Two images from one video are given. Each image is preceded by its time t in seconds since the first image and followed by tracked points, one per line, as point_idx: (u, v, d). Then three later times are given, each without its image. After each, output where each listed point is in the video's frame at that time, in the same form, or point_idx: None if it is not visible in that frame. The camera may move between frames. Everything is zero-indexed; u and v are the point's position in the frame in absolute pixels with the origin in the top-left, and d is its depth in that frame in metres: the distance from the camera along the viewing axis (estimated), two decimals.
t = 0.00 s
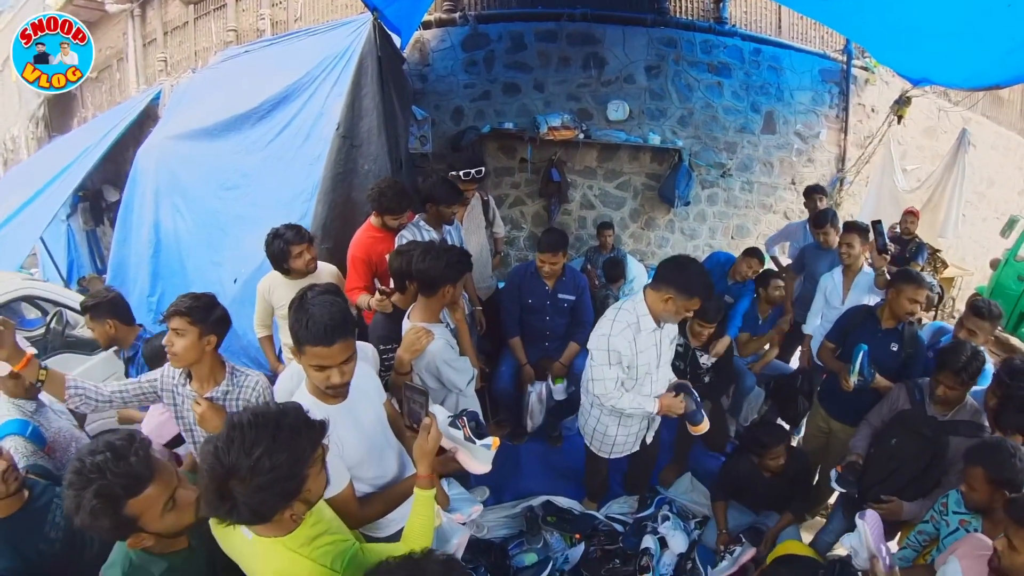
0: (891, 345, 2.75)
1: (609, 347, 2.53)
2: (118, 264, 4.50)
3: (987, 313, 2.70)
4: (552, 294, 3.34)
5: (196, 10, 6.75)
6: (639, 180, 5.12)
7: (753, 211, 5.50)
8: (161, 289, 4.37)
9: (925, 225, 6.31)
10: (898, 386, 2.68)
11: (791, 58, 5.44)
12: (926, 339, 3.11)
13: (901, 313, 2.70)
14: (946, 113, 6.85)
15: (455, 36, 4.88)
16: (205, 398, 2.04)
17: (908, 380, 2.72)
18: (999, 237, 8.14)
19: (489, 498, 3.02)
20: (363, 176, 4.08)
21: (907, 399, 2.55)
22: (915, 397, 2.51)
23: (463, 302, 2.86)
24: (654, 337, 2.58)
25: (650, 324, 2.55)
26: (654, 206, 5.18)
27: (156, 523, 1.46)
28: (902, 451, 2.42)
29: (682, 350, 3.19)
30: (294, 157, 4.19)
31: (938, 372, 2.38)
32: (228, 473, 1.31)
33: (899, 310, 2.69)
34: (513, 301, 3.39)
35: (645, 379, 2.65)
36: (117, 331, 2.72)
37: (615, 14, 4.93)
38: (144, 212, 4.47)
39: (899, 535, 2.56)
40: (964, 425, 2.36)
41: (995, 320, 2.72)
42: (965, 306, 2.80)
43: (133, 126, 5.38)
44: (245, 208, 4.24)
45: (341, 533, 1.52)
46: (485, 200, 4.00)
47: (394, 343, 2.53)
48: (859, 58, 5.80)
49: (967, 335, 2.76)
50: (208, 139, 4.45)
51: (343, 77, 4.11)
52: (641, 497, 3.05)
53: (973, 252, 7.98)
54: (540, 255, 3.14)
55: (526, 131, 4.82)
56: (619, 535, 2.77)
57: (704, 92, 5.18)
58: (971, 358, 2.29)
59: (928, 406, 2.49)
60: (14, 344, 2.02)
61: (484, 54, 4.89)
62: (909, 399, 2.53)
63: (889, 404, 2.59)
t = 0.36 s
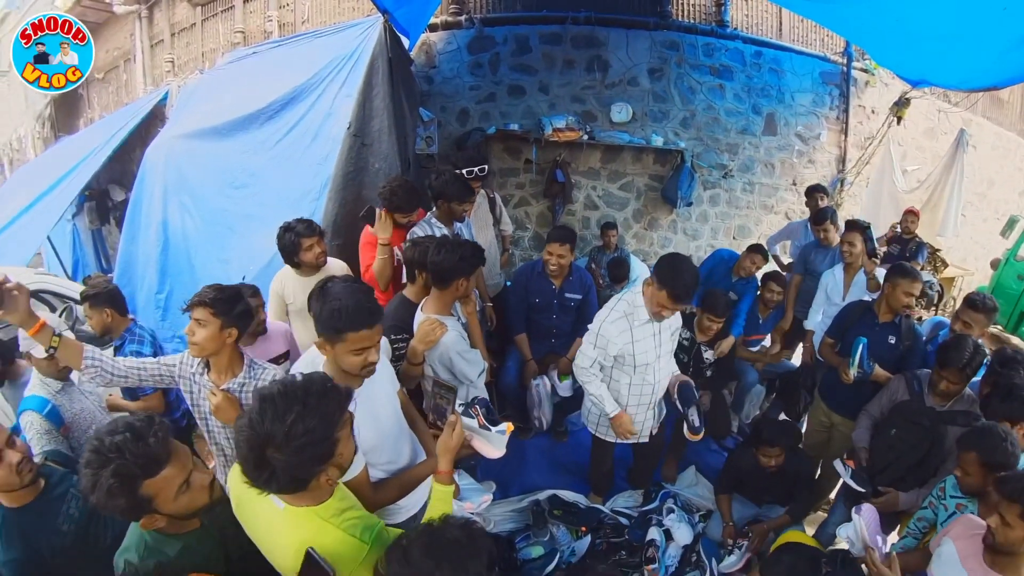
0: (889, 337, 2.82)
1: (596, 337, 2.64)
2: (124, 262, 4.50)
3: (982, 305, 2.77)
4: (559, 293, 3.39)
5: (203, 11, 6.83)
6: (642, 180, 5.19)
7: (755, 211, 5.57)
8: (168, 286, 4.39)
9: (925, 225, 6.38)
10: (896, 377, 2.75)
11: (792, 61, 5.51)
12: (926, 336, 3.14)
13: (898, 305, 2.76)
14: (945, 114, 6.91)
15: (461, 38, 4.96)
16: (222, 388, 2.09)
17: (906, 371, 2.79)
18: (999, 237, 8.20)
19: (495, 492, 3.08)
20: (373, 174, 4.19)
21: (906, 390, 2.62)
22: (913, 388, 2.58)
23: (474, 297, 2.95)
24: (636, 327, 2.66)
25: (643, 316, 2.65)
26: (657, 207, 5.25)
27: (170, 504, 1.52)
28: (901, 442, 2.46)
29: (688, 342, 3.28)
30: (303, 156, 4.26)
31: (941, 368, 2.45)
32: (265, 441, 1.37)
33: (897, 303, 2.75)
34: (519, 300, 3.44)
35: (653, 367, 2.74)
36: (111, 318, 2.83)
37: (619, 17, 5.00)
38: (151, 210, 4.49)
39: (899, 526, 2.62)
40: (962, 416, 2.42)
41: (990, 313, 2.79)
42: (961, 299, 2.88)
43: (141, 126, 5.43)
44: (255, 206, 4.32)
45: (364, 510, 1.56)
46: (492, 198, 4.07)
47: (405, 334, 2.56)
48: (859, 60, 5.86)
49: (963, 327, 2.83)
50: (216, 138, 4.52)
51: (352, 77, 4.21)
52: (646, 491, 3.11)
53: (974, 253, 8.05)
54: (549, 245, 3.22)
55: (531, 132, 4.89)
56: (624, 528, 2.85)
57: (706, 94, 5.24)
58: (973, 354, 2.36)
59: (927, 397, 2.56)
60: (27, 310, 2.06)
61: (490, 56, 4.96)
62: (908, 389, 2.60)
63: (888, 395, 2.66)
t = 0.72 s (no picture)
0: (885, 328, 2.93)
1: (589, 326, 2.84)
2: (137, 258, 4.61)
3: (974, 295, 2.90)
4: (568, 289, 3.49)
5: (212, 15, 6.94)
6: (645, 181, 5.29)
7: (756, 212, 5.67)
8: (180, 282, 4.47)
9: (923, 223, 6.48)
10: (891, 366, 2.86)
11: (792, 64, 5.61)
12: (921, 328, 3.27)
13: (893, 299, 2.88)
14: (944, 114, 6.99)
15: (468, 43, 5.06)
16: (253, 374, 2.19)
17: (903, 360, 2.89)
18: (1000, 236, 8.28)
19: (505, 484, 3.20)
20: (387, 172, 4.32)
21: (901, 376, 2.72)
22: (908, 374, 2.69)
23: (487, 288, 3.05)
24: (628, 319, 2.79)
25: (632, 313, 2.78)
26: (660, 208, 5.36)
27: (194, 457, 1.60)
28: (898, 428, 2.56)
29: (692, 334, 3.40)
30: (314, 156, 4.38)
31: (933, 354, 2.55)
32: (320, 408, 1.47)
33: (891, 297, 2.87)
34: (529, 297, 3.53)
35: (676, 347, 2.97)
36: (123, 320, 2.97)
37: (622, 22, 5.11)
38: (165, 208, 4.60)
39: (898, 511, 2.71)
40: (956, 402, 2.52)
41: (982, 302, 2.92)
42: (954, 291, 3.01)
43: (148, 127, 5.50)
44: (266, 205, 4.42)
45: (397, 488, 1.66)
46: (504, 197, 4.16)
47: (422, 323, 2.67)
48: (858, 63, 5.96)
49: (955, 317, 2.94)
50: (229, 138, 4.63)
51: (364, 80, 4.34)
52: (652, 482, 3.20)
53: (975, 251, 8.14)
54: (560, 240, 3.32)
55: (537, 135, 5.00)
56: (631, 517, 2.94)
57: (707, 97, 5.35)
58: (963, 340, 2.47)
59: (922, 383, 2.66)
60: (65, 292, 2.07)
61: (496, 60, 5.07)
62: (903, 376, 2.70)
63: (885, 383, 2.76)
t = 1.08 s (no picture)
0: (886, 319, 3.09)
1: (608, 328, 3.09)
2: (153, 256, 4.64)
3: (965, 289, 3.09)
4: (590, 279, 3.64)
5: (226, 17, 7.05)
6: (653, 181, 5.44)
7: (760, 211, 5.82)
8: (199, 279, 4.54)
9: (922, 223, 6.64)
10: (890, 354, 3.02)
11: (795, 68, 5.76)
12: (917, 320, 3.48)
13: (893, 292, 3.05)
14: (942, 117, 7.17)
15: (481, 45, 5.19)
16: (310, 361, 2.42)
17: (903, 348, 3.05)
18: (997, 236, 8.45)
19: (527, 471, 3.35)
20: (412, 171, 4.54)
21: (901, 363, 2.88)
22: (907, 360, 2.85)
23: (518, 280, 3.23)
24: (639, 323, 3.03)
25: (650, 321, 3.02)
26: (668, 207, 5.51)
27: (260, 405, 1.81)
28: (898, 410, 2.69)
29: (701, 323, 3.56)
30: (337, 155, 4.54)
31: (929, 339, 2.72)
32: (421, 372, 1.74)
33: (891, 289, 3.03)
34: (554, 287, 3.63)
35: (709, 331, 3.11)
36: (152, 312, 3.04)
37: (631, 27, 5.26)
38: (182, 206, 4.64)
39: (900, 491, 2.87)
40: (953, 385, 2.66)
41: (973, 295, 3.11)
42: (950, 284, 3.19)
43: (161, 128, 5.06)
44: (286, 202, 4.53)
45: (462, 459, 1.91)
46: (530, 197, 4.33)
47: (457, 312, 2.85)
48: (859, 67, 6.13)
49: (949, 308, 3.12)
50: (245, 137, 4.68)
51: (387, 82, 4.53)
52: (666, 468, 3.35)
53: (973, 250, 8.32)
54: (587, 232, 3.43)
55: (550, 136, 5.14)
56: (648, 500, 3.09)
57: (714, 99, 5.50)
58: (956, 326, 2.62)
59: (919, 368, 2.82)
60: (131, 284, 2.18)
61: (510, 63, 5.21)
62: (903, 363, 2.86)
63: (886, 369, 2.92)
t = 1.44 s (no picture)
0: (870, 315, 3.21)
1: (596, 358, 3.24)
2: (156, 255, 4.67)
3: (944, 288, 3.20)
4: (591, 274, 3.75)
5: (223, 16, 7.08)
6: (647, 179, 5.54)
7: (752, 208, 5.93)
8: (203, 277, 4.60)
9: (910, 220, 6.76)
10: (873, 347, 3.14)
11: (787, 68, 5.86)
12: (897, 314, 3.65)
13: (875, 288, 3.16)
14: (933, 116, 7.29)
15: (478, 46, 5.26)
16: (331, 351, 2.56)
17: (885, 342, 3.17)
18: (986, 232, 8.59)
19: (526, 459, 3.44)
20: (414, 172, 4.70)
21: (882, 355, 3.00)
22: (888, 353, 2.97)
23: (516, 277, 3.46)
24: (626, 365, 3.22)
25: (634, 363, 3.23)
26: (662, 204, 5.61)
27: (275, 374, 2.03)
28: (879, 398, 2.78)
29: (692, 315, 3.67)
30: (339, 156, 4.64)
31: (907, 332, 2.85)
32: (431, 351, 1.85)
33: (874, 286, 3.16)
34: (556, 277, 3.75)
35: (684, 368, 3.34)
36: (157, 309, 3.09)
37: (626, 27, 5.35)
38: (184, 205, 4.68)
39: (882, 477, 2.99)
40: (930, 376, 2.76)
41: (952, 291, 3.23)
42: (930, 283, 3.30)
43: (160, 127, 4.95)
44: (289, 202, 4.63)
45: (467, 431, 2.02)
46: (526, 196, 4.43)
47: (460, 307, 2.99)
48: (849, 67, 6.23)
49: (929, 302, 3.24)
50: (246, 137, 4.73)
51: (388, 84, 4.63)
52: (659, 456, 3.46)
53: (964, 247, 8.44)
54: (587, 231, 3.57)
55: (545, 135, 5.24)
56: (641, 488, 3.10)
57: (707, 99, 5.60)
58: (932, 319, 2.76)
59: (899, 360, 2.95)
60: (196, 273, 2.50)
61: (506, 64, 5.29)
62: (884, 355, 2.98)
63: (868, 361, 3.04)
